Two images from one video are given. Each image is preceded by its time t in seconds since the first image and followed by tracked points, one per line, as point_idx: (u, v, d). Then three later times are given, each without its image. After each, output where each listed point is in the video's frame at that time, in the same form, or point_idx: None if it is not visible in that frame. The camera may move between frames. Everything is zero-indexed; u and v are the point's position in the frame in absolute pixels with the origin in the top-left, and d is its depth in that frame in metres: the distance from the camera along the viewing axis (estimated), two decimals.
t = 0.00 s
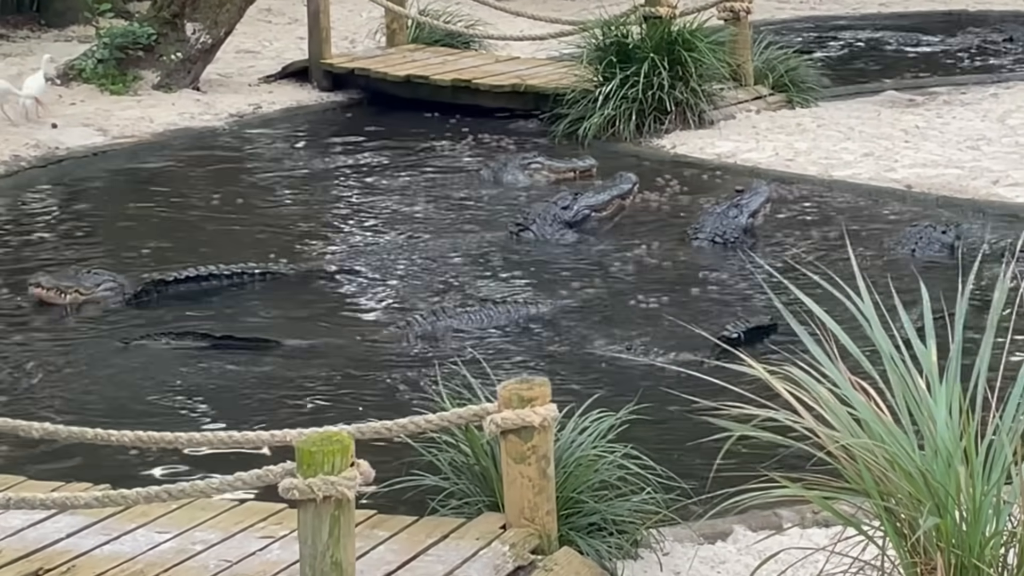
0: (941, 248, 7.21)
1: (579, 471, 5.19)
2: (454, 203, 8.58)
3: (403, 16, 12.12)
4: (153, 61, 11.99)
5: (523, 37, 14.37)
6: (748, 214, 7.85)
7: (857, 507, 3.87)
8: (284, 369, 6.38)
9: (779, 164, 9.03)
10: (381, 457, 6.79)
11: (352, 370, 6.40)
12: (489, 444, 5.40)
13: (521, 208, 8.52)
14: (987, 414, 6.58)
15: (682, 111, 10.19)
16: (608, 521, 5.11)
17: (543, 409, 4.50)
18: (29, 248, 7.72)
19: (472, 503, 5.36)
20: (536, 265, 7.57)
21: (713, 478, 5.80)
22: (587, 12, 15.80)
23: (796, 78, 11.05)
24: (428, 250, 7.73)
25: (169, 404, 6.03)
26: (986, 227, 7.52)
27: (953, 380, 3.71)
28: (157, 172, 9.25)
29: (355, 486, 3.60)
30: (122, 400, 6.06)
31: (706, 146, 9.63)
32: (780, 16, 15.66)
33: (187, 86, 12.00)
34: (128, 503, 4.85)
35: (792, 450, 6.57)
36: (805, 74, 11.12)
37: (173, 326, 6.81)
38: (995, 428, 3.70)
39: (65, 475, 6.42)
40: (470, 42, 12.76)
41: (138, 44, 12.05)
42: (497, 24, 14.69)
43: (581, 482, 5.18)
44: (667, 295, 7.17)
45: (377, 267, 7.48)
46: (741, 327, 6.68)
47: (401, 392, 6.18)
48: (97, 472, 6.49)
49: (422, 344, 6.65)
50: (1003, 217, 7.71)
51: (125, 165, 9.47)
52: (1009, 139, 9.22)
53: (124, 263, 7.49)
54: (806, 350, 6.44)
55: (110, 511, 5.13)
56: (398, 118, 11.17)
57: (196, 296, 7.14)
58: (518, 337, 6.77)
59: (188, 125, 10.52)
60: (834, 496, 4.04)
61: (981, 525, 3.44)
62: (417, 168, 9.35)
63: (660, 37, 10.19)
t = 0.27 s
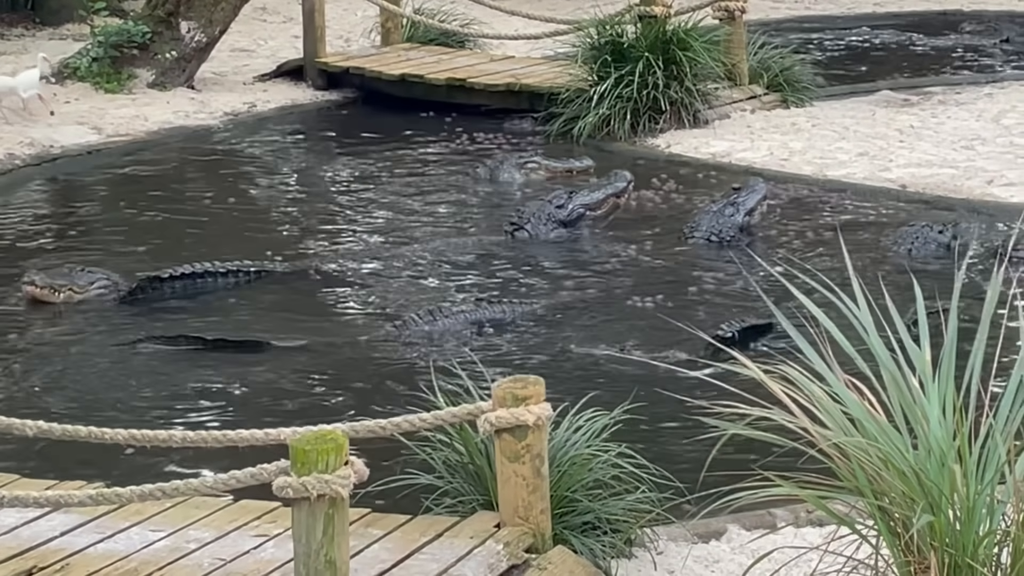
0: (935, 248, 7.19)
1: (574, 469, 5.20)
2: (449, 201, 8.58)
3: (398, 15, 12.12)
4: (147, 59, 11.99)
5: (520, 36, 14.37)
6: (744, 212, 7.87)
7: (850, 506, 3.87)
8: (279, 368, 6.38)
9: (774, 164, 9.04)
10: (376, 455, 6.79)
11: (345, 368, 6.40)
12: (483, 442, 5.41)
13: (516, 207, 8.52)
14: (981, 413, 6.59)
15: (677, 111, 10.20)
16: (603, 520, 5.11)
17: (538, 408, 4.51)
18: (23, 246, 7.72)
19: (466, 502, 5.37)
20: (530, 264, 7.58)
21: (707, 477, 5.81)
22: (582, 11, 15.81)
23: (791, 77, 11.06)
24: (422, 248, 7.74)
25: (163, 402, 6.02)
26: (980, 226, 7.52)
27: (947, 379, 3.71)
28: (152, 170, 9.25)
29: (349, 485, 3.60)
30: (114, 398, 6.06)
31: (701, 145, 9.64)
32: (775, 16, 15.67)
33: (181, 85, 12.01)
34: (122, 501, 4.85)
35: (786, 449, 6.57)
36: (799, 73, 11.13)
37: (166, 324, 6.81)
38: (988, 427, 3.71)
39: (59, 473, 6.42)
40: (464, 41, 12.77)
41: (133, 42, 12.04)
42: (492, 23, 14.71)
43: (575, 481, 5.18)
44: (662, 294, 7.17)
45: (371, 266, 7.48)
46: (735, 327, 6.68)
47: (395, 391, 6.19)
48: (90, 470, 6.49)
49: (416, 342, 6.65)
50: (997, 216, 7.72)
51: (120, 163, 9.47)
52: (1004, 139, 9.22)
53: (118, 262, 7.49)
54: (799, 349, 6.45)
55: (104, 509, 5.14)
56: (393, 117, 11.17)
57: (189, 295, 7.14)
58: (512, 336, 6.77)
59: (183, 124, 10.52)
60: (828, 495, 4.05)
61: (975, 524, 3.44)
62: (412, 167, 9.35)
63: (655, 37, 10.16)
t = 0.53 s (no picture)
0: (928, 247, 7.18)
1: (565, 468, 5.20)
2: (442, 200, 8.59)
3: (391, 14, 12.13)
4: (140, 57, 12.00)
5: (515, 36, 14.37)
6: (738, 210, 7.88)
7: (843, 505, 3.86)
8: (270, 365, 6.39)
9: (766, 163, 9.05)
10: (367, 452, 6.79)
11: (336, 367, 6.41)
12: (475, 441, 5.41)
13: (509, 206, 8.53)
14: (971, 413, 6.59)
15: (670, 110, 10.21)
16: (594, 519, 5.12)
17: (530, 406, 4.50)
18: (15, 244, 7.73)
19: (458, 500, 5.37)
20: (522, 262, 7.58)
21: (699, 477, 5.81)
22: (576, 10, 15.82)
23: (784, 77, 11.07)
24: (415, 247, 7.74)
25: (154, 400, 6.03)
26: (973, 225, 7.51)
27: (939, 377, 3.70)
28: (144, 168, 9.25)
29: (341, 483, 3.60)
30: (105, 396, 6.07)
31: (694, 144, 9.65)
32: (767, 15, 15.68)
33: (174, 83, 12.03)
34: (114, 499, 4.85)
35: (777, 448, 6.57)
36: (792, 72, 11.14)
37: (156, 322, 6.82)
38: (981, 425, 3.70)
39: (50, 472, 6.42)
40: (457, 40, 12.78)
41: (127, 41, 12.05)
42: (485, 22, 14.73)
43: (566, 480, 5.19)
44: (653, 294, 7.17)
45: (363, 264, 7.49)
46: (728, 326, 6.69)
47: (386, 389, 6.19)
48: (81, 468, 6.49)
49: (408, 341, 6.66)
50: (987, 215, 7.73)
51: (112, 161, 9.47)
52: (996, 139, 9.23)
53: (109, 260, 7.50)
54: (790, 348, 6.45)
55: (96, 507, 5.14)
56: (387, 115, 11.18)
57: (179, 293, 7.15)
58: (504, 334, 6.77)
59: (176, 122, 10.52)
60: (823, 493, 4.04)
61: (967, 523, 3.43)
62: (406, 166, 9.36)
63: (648, 36, 10.17)
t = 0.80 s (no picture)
0: (924, 248, 7.13)
1: (556, 468, 5.20)
2: (434, 199, 8.59)
3: (383, 13, 12.14)
4: (132, 57, 11.97)
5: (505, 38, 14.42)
6: (730, 210, 7.88)
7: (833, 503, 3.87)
8: (261, 364, 6.39)
9: (758, 163, 9.05)
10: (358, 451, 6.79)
11: (329, 365, 6.41)
12: (467, 440, 5.41)
13: (502, 205, 8.53)
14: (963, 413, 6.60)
15: (662, 110, 10.21)
16: (585, 519, 5.12)
17: (521, 405, 4.51)
18: (5, 243, 7.72)
19: (449, 500, 5.37)
20: (513, 262, 7.59)
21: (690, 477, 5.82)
22: (569, 10, 15.83)
23: (775, 77, 11.07)
24: (407, 246, 7.75)
25: (145, 399, 6.03)
26: (965, 225, 7.50)
27: (929, 378, 3.70)
28: (135, 167, 9.25)
29: (332, 482, 3.60)
30: (96, 394, 6.06)
31: (686, 144, 9.65)
32: (759, 16, 15.69)
33: (166, 82, 12.02)
34: (105, 498, 4.85)
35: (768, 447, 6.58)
36: (784, 73, 11.15)
37: (146, 321, 6.81)
38: (971, 425, 3.70)
39: (40, 471, 6.41)
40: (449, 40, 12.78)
41: (118, 40, 12.02)
42: (477, 21, 14.74)
43: (558, 479, 5.19)
44: (645, 293, 7.17)
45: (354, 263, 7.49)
46: (719, 326, 6.70)
47: (376, 388, 6.19)
48: (71, 467, 6.48)
49: (399, 341, 6.65)
50: (978, 215, 7.74)
51: (103, 160, 9.46)
52: (987, 139, 9.24)
53: (99, 259, 7.49)
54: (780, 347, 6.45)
55: (87, 506, 5.14)
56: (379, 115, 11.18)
57: (169, 293, 7.15)
58: (495, 335, 6.77)
59: (167, 121, 10.52)
60: (812, 491, 4.05)
61: (956, 522, 3.43)
62: (399, 165, 9.36)
63: (640, 35, 10.20)
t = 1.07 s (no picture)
0: (915, 249, 7.15)
1: (547, 468, 5.21)
2: (426, 199, 8.59)
3: (374, 14, 12.15)
4: (122, 56, 11.96)
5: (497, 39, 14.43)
6: (722, 208, 7.92)
7: (822, 505, 3.86)
8: (251, 364, 6.40)
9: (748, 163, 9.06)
10: (347, 452, 6.79)
11: (319, 365, 6.41)
12: (457, 441, 5.41)
13: (493, 206, 8.53)
14: (953, 414, 6.60)
15: (653, 110, 10.21)
16: (576, 519, 5.12)
17: (511, 406, 4.52)
18: None
19: (439, 501, 5.37)
20: (503, 262, 7.59)
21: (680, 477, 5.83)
22: (560, 10, 15.84)
23: (766, 78, 11.08)
24: (397, 247, 7.74)
25: (134, 399, 6.02)
26: (958, 227, 7.49)
27: (918, 379, 3.70)
28: (125, 167, 9.25)
29: (322, 482, 3.60)
30: (85, 394, 6.06)
31: (676, 145, 9.66)
32: (750, 16, 15.70)
33: (156, 82, 12.02)
34: (95, 498, 4.85)
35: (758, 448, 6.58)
36: (775, 73, 11.16)
37: (135, 321, 6.81)
38: (960, 427, 3.70)
39: (29, 470, 6.41)
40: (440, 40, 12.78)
41: (108, 39, 12.01)
42: (468, 21, 14.76)
43: (548, 480, 5.20)
44: (634, 294, 7.18)
45: (343, 264, 7.49)
46: (709, 326, 6.71)
47: (366, 388, 6.19)
48: (60, 466, 6.48)
49: (389, 341, 6.65)
50: (967, 216, 7.74)
51: (93, 160, 9.46)
52: (977, 140, 9.25)
53: (88, 259, 7.49)
54: (769, 348, 6.46)
55: (77, 505, 5.14)
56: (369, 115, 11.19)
57: (158, 293, 7.15)
58: (485, 335, 6.77)
59: (158, 121, 10.51)
60: (801, 493, 4.05)
61: (945, 522, 3.43)
62: (390, 165, 9.35)
63: (631, 36, 10.21)
